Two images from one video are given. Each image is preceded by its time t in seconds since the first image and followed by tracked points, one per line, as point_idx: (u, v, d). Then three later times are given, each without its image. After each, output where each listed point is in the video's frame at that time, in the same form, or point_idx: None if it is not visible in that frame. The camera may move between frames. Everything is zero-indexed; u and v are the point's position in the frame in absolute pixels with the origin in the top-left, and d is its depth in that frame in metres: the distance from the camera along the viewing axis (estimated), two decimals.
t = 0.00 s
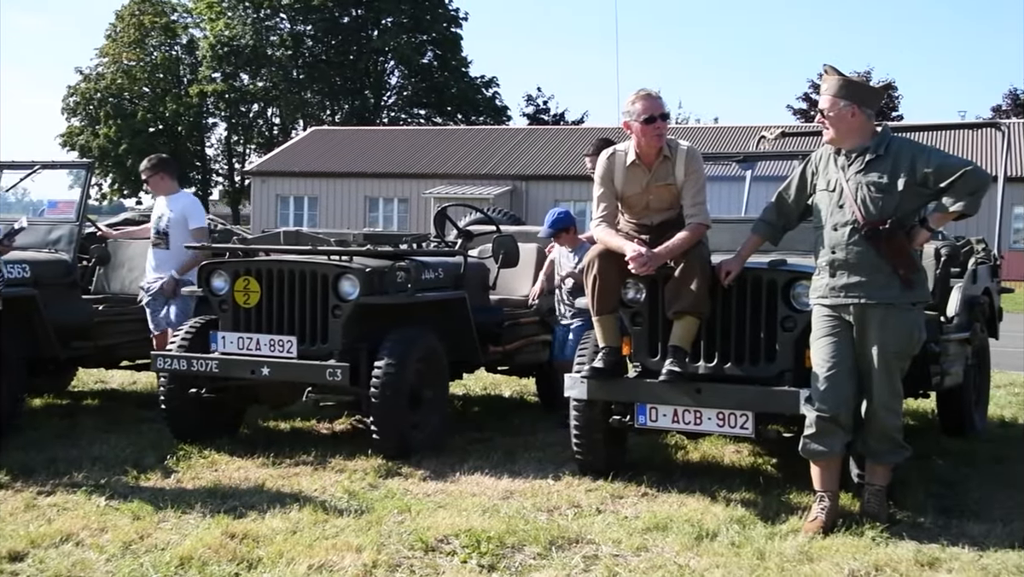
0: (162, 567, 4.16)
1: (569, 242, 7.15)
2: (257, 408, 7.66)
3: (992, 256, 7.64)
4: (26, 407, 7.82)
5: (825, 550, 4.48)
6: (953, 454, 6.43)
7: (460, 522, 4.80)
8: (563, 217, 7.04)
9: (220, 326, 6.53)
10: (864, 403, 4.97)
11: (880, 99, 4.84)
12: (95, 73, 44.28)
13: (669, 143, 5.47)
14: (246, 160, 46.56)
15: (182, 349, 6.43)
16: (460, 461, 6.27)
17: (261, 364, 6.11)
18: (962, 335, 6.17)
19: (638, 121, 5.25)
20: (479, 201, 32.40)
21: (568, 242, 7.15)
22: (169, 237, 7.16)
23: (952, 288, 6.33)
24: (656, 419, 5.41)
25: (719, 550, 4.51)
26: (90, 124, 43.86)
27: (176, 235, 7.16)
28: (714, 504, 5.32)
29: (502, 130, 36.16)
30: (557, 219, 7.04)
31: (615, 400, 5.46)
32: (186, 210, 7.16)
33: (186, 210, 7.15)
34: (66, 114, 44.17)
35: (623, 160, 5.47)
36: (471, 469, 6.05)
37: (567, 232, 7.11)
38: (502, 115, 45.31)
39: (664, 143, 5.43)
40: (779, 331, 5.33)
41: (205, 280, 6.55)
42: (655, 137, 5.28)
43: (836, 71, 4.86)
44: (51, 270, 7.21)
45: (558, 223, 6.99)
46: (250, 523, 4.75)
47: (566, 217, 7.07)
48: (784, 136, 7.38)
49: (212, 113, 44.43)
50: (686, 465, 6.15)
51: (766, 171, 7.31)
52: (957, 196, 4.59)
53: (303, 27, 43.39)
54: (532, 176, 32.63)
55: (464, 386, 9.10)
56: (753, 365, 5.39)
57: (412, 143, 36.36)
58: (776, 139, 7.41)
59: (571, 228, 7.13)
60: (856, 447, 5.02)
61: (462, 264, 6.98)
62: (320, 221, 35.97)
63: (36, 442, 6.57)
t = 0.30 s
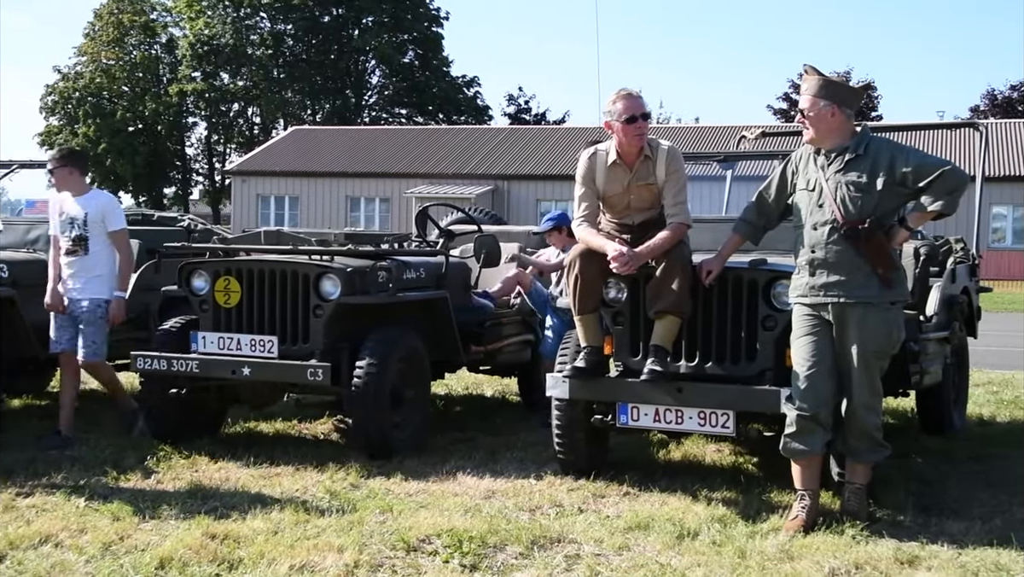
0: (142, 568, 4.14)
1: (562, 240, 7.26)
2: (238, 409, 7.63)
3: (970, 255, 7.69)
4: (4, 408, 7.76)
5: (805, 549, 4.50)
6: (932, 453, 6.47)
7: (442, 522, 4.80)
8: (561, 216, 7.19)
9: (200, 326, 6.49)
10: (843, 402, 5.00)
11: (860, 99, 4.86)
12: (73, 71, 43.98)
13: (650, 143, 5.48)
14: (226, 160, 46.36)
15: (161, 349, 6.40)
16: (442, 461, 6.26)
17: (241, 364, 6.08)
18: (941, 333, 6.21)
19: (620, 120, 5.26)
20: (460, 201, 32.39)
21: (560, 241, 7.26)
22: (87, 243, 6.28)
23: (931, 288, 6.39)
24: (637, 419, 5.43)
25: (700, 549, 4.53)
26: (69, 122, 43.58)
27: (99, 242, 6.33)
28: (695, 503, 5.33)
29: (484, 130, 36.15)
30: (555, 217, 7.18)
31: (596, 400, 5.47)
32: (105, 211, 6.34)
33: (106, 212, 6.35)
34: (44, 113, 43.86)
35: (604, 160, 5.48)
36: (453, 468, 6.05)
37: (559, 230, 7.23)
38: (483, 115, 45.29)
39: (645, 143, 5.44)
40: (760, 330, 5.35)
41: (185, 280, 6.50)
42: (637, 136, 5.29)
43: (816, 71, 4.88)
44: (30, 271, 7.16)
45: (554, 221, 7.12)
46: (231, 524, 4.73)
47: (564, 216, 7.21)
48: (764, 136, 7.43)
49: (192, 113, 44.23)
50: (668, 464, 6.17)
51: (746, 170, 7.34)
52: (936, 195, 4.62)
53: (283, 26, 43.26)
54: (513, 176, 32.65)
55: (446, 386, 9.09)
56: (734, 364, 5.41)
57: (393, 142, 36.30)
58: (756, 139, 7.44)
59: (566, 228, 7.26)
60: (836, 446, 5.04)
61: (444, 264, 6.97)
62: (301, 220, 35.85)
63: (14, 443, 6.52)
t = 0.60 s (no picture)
0: (128, 570, 4.13)
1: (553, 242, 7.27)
2: (225, 409, 7.60)
3: (955, 256, 7.73)
4: None
5: (792, 547, 4.52)
6: (918, 452, 6.49)
7: (429, 522, 4.80)
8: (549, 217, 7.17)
9: (187, 327, 6.47)
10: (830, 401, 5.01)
11: (846, 100, 4.88)
12: (58, 70, 43.80)
13: (638, 143, 5.49)
14: (213, 160, 46.25)
15: (148, 350, 6.37)
16: (429, 461, 6.26)
17: (228, 365, 6.07)
18: (927, 333, 6.24)
19: (608, 120, 5.27)
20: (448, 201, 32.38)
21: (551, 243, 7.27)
22: (59, 241, 6.13)
23: (917, 288, 6.38)
24: (625, 418, 5.43)
25: (688, 548, 4.54)
26: (54, 122, 43.41)
27: (72, 240, 6.17)
28: (683, 502, 5.34)
29: (471, 130, 36.15)
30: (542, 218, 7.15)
31: (584, 399, 5.48)
32: (75, 208, 6.18)
33: (76, 208, 6.18)
34: (29, 112, 43.68)
35: (592, 160, 5.49)
36: (440, 469, 6.05)
37: (546, 232, 7.22)
38: (471, 115, 45.28)
39: (633, 143, 5.45)
40: (747, 330, 5.36)
41: (171, 280, 6.48)
42: (625, 136, 5.30)
43: (803, 72, 4.90)
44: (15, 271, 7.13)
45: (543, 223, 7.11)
46: (218, 525, 4.72)
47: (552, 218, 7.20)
48: (752, 136, 7.48)
49: (179, 112, 44.11)
50: (655, 464, 6.18)
51: (734, 170, 7.35)
52: (921, 195, 4.64)
53: (270, 26, 43.17)
54: (501, 176, 32.66)
55: (434, 386, 9.09)
56: (721, 364, 5.43)
57: (381, 142, 36.26)
58: (743, 139, 7.49)
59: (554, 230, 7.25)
60: (822, 445, 5.06)
61: (432, 264, 6.97)
62: (288, 220, 35.78)
63: None
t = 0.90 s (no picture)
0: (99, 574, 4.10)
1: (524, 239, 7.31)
2: (199, 411, 7.57)
3: (928, 256, 7.79)
4: None
5: (766, 547, 4.54)
6: (890, 451, 6.54)
7: (405, 524, 4.79)
8: (522, 215, 7.20)
9: (161, 328, 6.43)
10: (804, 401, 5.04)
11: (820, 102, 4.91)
12: (30, 70, 43.44)
13: (613, 144, 5.50)
14: (188, 160, 45.99)
15: (121, 352, 6.33)
16: (405, 462, 6.24)
17: (202, 367, 6.04)
18: (899, 333, 6.28)
19: (584, 121, 5.28)
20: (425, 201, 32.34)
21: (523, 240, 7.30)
22: (30, 247, 6.01)
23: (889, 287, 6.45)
24: (601, 419, 5.44)
25: (662, 548, 4.55)
26: (25, 121, 43.04)
27: (43, 247, 6.06)
28: (658, 502, 5.36)
29: (448, 131, 36.13)
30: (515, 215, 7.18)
31: (560, 400, 5.49)
32: (50, 217, 6.07)
33: (51, 217, 6.07)
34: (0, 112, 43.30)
35: (567, 161, 5.49)
36: (416, 470, 6.04)
37: (517, 229, 7.25)
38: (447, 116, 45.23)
39: (608, 144, 5.46)
40: (722, 330, 5.39)
41: (144, 281, 6.44)
42: (600, 137, 5.31)
43: (777, 74, 4.92)
44: None
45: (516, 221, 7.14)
46: (192, 528, 4.69)
47: (525, 215, 7.23)
48: (727, 138, 7.42)
49: (153, 112, 43.83)
50: (631, 464, 6.19)
51: (709, 172, 7.37)
52: (894, 197, 4.68)
53: (245, 25, 42.98)
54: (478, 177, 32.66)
55: (410, 387, 9.08)
56: (696, 364, 5.45)
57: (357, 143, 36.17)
58: (719, 140, 7.45)
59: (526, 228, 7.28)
60: (796, 445, 5.09)
61: (407, 265, 6.95)
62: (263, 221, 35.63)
63: None
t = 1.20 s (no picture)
0: None
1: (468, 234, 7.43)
2: (162, 414, 7.50)
3: (889, 257, 7.87)
4: None
5: (730, 546, 4.57)
6: (852, 450, 6.61)
7: (370, 526, 4.78)
8: (467, 210, 7.38)
9: (122, 330, 6.37)
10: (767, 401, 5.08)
11: (783, 104, 4.94)
12: None
13: (579, 146, 5.51)
14: (150, 160, 45.56)
15: (81, 354, 6.26)
16: (370, 464, 6.22)
17: (164, 369, 5.98)
18: (861, 333, 6.34)
19: (549, 123, 5.28)
20: (390, 202, 32.26)
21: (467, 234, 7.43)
22: None
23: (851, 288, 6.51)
24: (566, 420, 5.45)
25: (627, 548, 4.57)
26: None
27: (8, 248, 5.91)
28: (623, 503, 5.37)
29: (413, 132, 36.06)
30: (460, 210, 7.38)
31: (525, 401, 5.49)
32: (17, 218, 6.00)
33: (18, 218, 6.00)
34: None
35: (532, 162, 5.50)
36: (381, 472, 6.02)
37: (463, 225, 7.39)
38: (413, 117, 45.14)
39: (573, 146, 5.47)
40: (686, 331, 5.41)
41: (106, 283, 6.37)
42: (565, 138, 5.32)
43: (741, 76, 4.96)
44: None
45: (458, 214, 7.31)
46: (154, 532, 4.65)
47: (472, 211, 7.40)
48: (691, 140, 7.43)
49: (114, 112, 43.37)
50: (596, 465, 6.21)
51: (673, 173, 7.43)
52: (855, 198, 4.72)
53: (208, 25, 42.68)
54: (443, 178, 32.62)
55: (375, 388, 9.05)
56: (661, 365, 5.48)
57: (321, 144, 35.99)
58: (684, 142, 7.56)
59: (472, 225, 7.41)
60: (760, 445, 5.13)
61: (373, 266, 6.93)
62: (227, 222, 35.36)
63: None
